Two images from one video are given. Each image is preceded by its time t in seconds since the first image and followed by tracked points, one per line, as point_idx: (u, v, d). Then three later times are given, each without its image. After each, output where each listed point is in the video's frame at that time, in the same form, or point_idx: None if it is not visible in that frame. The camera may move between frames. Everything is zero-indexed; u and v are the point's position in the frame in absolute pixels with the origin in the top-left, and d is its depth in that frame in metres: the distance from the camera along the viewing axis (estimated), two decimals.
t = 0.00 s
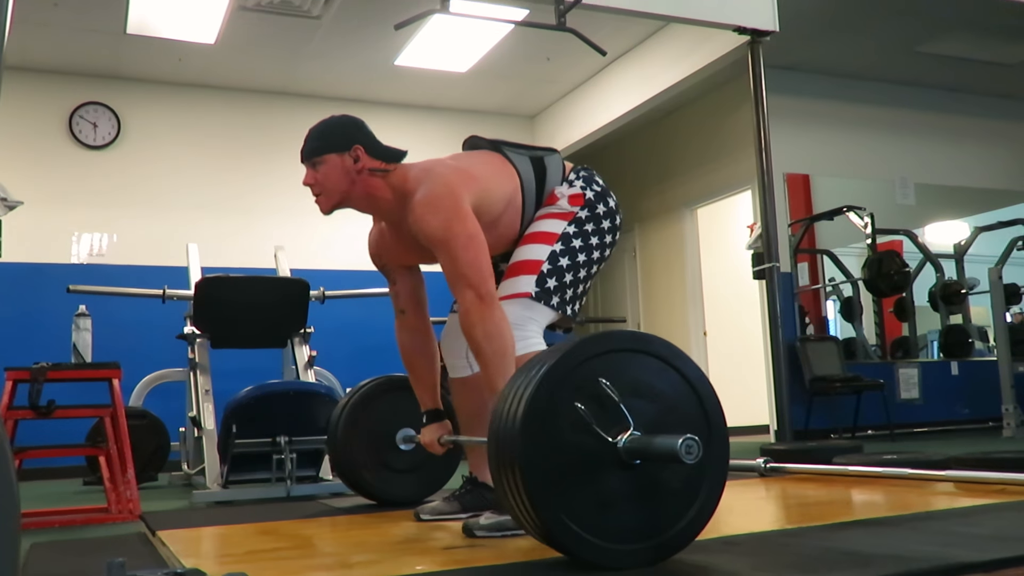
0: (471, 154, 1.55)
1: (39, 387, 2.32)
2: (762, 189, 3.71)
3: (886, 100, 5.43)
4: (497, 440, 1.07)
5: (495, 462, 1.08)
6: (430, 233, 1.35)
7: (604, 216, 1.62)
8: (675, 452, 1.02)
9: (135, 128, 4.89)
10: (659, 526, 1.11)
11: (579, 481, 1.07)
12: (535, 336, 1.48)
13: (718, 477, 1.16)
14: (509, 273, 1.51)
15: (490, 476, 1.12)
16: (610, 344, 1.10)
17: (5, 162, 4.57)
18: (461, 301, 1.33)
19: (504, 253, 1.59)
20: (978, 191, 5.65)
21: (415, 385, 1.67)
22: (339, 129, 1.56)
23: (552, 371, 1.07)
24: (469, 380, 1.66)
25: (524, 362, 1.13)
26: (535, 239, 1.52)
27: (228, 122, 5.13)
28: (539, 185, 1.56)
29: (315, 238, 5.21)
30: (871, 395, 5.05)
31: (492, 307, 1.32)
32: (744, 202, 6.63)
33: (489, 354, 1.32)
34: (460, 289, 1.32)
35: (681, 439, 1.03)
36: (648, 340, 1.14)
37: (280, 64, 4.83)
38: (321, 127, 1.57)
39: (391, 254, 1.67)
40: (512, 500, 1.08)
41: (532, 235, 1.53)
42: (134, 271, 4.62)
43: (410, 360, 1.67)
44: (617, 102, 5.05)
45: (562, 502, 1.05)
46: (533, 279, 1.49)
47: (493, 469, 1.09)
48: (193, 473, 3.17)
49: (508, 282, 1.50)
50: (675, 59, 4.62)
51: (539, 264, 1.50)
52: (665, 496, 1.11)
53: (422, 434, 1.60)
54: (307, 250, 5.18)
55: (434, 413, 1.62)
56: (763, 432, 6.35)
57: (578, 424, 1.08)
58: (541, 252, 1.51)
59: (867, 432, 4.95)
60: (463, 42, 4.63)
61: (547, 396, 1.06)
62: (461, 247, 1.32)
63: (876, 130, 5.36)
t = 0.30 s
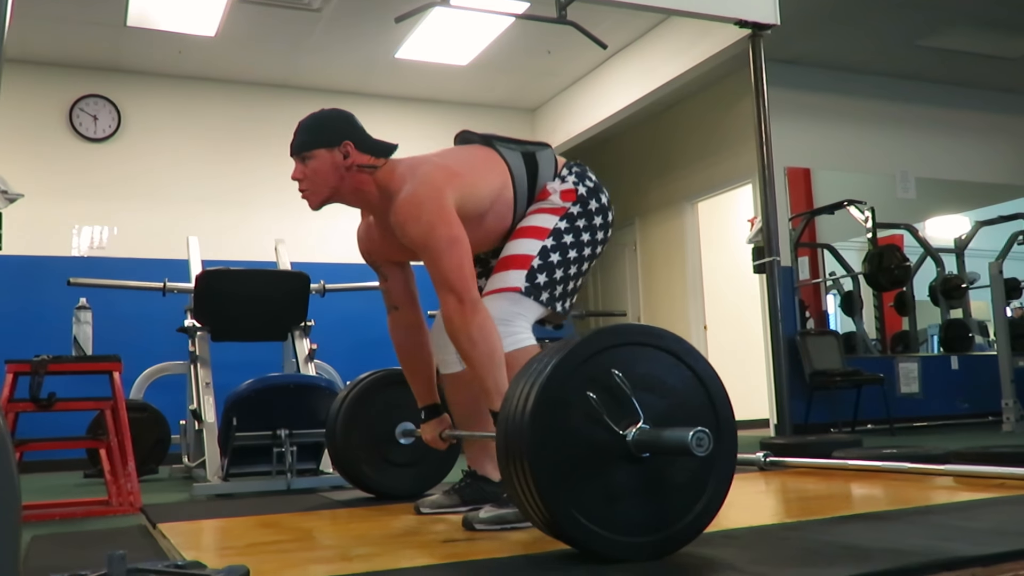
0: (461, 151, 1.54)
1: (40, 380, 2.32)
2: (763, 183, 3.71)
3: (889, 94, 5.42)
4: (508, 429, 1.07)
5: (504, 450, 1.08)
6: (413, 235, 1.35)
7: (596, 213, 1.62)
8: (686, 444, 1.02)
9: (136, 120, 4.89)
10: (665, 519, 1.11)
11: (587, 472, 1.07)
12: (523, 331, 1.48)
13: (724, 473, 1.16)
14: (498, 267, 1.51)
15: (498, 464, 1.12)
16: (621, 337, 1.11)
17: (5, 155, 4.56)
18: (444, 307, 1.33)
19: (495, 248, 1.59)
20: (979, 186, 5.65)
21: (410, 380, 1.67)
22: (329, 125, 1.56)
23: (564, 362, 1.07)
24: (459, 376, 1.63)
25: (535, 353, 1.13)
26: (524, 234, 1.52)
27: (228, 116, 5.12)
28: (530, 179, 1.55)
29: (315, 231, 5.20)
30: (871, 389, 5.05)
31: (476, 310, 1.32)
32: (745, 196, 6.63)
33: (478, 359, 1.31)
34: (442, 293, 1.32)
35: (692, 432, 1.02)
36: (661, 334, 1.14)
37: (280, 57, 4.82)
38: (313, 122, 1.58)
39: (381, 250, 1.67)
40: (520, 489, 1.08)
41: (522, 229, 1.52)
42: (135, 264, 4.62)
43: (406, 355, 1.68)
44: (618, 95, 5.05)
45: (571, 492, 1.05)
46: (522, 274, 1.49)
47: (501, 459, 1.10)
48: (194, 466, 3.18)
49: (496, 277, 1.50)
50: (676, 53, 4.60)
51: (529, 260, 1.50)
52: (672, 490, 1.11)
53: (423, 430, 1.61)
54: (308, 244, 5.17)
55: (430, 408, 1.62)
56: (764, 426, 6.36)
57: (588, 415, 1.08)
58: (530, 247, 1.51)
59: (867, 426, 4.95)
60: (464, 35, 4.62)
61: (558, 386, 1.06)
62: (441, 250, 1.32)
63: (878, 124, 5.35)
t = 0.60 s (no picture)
0: (459, 138, 1.54)
1: (40, 372, 2.32)
2: (764, 177, 3.70)
3: (891, 88, 5.41)
4: (514, 418, 1.07)
5: (509, 440, 1.08)
6: (419, 227, 1.35)
7: (597, 193, 1.61)
8: (693, 437, 1.02)
9: (136, 112, 4.88)
10: (670, 511, 1.11)
11: (593, 464, 1.07)
12: (531, 320, 1.48)
13: (729, 468, 1.16)
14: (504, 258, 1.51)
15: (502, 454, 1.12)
16: (631, 327, 1.11)
17: (5, 147, 4.56)
18: (452, 298, 1.33)
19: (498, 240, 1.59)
20: (979, 179, 5.64)
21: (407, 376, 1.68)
22: (324, 121, 1.56)
23: (573, 352, 1.07)
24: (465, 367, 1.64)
25: (542, 344, 1.13)
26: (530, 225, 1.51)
27: (228, 108, 5.11)
28: (529, 164, 1.54)
29: (315, 224, 5.19)
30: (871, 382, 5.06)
31: (484, 301, 1.32)
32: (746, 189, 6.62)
33: (486, 349, 1.32)
34: (450, 285, 1.33)
35: (698, 425, 1.03)
36: (669, 326, 1.14)
37: (281, 50, 4.82)
38: (306, 120, 1.57)
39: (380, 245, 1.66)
40: (524, 479, 1.08)
41: (526, 218, 1.52)
42: (135, 256, 4.62)
43: (401, 348, 1.68)
44: (618, 89, 5.04)
45: (576, 482, 1.05)
46: (529, 263, 1.49)
47: (505, 449, 1.09)
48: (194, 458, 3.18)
49: (503, 268, 1.50)
50: (677, 46, 4.59)
51: (535, 246, 1.50)
52: (678, 483, 1.11)
53: (425, 426, 1.62)
54: (308, 236, 5.17)
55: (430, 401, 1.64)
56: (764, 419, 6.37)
57: (595, 406, 1.08)
58: (536, 234, 1.51)
59: (867, 420, 4.96)
60: (465, 27, 4.61)
61: (567, 377, 1.06)
62: (448, 241, 1.33)
63: (879, 117, 5.34)
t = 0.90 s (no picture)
0: (466, 132, 1.54)
1: (41, 365, 2.32)
2: (765, 170, 3.69)
3: (892, 81, 5.39)
4: (515, 410, 1.07)
5: (509, 431, 1.08)
6: (424, 217, 1.35)
7: (602, 187, 1.61)
8: (693, 429, 1.02)
9: (136, 105, 4.88)
10: (670, 504, 1.11)
11: (594, 456, 1.07)
12: (535, 313, 1.48)
13: (729, 461, 1.16)
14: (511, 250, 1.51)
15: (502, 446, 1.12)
16: (632, 320, 1.11)
17: (5, 140, 4.55)
18: (453, 289, 1.33)
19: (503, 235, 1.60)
20: (980, 172, 5.63)
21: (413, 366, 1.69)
22: (331, 110, 1.56)
23: (574, 344, 1.07)
24: (468, 360, 1.64)
25: (543, 336, 1.13)
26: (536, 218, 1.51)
27: (228, 101, 5.10)
28: (536, 158, 1.54)
29: (315, 218, 5.19)
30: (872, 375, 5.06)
31: (486, 292, 1.32)
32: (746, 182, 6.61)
33: (486, 341, 1.31)
34: (452, 276, 1.32)
35: (698, 417, 1.03)
36: (670, 319, 1.14)
37: (282, 43, 4.81)
38: (313, 109, 1.57)
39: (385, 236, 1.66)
40: (525, 471, 1.08)
41: (533, 211, 1.52)
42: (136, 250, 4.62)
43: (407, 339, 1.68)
44: (618, 81, 5.04)
45: (576, 473, 1.05)
46: (535, 255, 1.49)
47: (505, 440, 1.09)
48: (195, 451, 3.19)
49: (510, 259, 1.50)
50: (678, 38, 4.58)
51: (541, 239, 1.50)
52: (678, 476, 1.11)
53: (426, 416, 1.63)
54: (309, 229, 5.17)
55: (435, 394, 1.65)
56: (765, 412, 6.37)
57: (595, 398, 1.08)
58: (542, 227, 1.51)
59: (867, 412, 4.97)
60: (465, 19, 4.59)
61: (568, 368, 1.06)
62: (452, 231, 1.32)
63: (881, 109, 5.33)
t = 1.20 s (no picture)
0: (470, 123, 1.54)
1: (42, 358, 2.32)
2: (766, 163, 3.67)
3: (894, 74, 5.38)
4: (515, 403, 1.07)
5: (509, 425, 1.08)
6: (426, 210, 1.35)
7: (611, 180, 1.61)
8: (693, 422, 1.02)
9: (135, 99, 4.87)
10: (670, 497, 1.11)
11: (594, 449, 1.07)
12: (543, 306, 1.48)
13: (728, 454, 1.16)
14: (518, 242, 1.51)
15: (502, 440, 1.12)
16: (631, 312, 1.11)
17: (4, 134, 4.54)
18: (457, 282, 1.33)
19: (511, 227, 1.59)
20: (981, 165, 5.63)
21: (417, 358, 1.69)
22: (335, 103, 1.55)
23: (573, 338, 1.07)
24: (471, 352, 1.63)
25: (543, 329, 1.13)
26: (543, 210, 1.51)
27: (228, 95, 5.09)
28: (543, 150, 1.54)
29: (316, 211, 5.19)
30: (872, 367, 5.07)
31: (489, 284, 1.32)
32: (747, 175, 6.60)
33: (491, 332, 1.32)
34: (455, 268, 1.32)
35: (697, 410, 1.03)
36: (669, 312, 1.14)
37: (283, 37, 4.81)
38: (318, 102, 1.57)
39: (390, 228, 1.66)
40: (525, 464, 1.08)
41: (541, 202, 1.52)
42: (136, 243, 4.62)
43: (413, 329, 1.68)
44: (618, 74, 5.03)
45: (576, 467, 1.05)
46: (543, 248, 1.49)
47: (506, 433, 1.09)
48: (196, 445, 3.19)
49: (517, 252, 1.50)
50: (679, 30, 4.56)
51: (548, 232, 1.50)
52: (678, 468, 1.12)
53: (427, 408, 1.65)
54: (309, 223, 5.17)
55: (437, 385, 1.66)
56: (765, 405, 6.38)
57: (595, 392, 1.08)
58: (550, 220, 1.50)
59: (867, 405, 4.97)
60: (465, 12, 4.59)
61: (567, 361, 1.06)
62: (454, 224, 1.32)
63: (882, 102, 5.32)
